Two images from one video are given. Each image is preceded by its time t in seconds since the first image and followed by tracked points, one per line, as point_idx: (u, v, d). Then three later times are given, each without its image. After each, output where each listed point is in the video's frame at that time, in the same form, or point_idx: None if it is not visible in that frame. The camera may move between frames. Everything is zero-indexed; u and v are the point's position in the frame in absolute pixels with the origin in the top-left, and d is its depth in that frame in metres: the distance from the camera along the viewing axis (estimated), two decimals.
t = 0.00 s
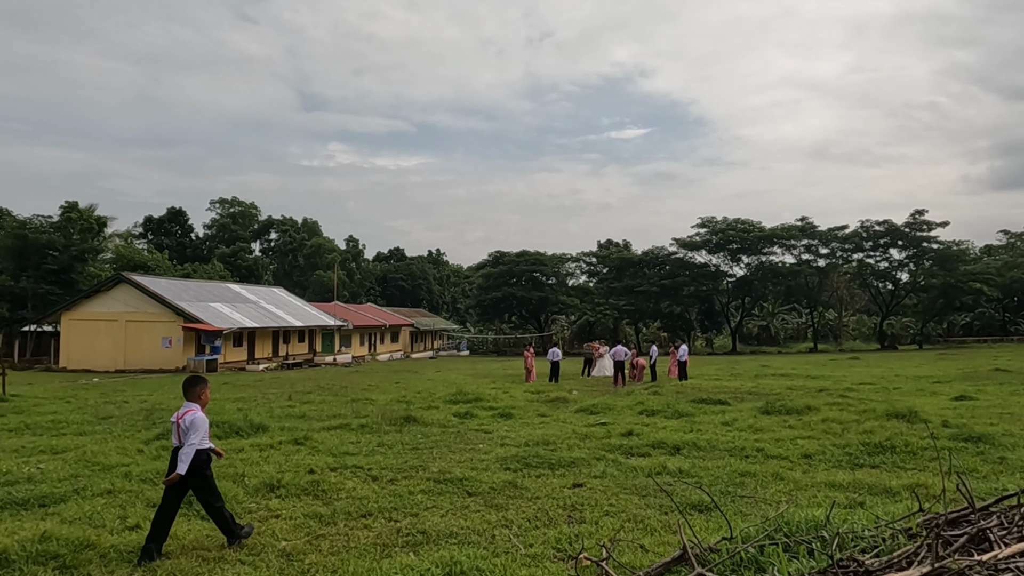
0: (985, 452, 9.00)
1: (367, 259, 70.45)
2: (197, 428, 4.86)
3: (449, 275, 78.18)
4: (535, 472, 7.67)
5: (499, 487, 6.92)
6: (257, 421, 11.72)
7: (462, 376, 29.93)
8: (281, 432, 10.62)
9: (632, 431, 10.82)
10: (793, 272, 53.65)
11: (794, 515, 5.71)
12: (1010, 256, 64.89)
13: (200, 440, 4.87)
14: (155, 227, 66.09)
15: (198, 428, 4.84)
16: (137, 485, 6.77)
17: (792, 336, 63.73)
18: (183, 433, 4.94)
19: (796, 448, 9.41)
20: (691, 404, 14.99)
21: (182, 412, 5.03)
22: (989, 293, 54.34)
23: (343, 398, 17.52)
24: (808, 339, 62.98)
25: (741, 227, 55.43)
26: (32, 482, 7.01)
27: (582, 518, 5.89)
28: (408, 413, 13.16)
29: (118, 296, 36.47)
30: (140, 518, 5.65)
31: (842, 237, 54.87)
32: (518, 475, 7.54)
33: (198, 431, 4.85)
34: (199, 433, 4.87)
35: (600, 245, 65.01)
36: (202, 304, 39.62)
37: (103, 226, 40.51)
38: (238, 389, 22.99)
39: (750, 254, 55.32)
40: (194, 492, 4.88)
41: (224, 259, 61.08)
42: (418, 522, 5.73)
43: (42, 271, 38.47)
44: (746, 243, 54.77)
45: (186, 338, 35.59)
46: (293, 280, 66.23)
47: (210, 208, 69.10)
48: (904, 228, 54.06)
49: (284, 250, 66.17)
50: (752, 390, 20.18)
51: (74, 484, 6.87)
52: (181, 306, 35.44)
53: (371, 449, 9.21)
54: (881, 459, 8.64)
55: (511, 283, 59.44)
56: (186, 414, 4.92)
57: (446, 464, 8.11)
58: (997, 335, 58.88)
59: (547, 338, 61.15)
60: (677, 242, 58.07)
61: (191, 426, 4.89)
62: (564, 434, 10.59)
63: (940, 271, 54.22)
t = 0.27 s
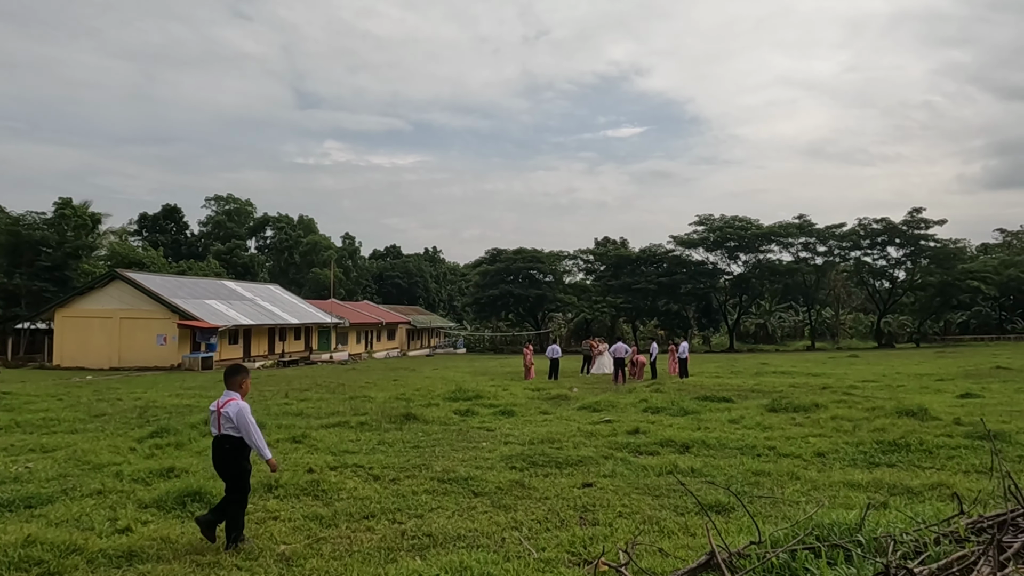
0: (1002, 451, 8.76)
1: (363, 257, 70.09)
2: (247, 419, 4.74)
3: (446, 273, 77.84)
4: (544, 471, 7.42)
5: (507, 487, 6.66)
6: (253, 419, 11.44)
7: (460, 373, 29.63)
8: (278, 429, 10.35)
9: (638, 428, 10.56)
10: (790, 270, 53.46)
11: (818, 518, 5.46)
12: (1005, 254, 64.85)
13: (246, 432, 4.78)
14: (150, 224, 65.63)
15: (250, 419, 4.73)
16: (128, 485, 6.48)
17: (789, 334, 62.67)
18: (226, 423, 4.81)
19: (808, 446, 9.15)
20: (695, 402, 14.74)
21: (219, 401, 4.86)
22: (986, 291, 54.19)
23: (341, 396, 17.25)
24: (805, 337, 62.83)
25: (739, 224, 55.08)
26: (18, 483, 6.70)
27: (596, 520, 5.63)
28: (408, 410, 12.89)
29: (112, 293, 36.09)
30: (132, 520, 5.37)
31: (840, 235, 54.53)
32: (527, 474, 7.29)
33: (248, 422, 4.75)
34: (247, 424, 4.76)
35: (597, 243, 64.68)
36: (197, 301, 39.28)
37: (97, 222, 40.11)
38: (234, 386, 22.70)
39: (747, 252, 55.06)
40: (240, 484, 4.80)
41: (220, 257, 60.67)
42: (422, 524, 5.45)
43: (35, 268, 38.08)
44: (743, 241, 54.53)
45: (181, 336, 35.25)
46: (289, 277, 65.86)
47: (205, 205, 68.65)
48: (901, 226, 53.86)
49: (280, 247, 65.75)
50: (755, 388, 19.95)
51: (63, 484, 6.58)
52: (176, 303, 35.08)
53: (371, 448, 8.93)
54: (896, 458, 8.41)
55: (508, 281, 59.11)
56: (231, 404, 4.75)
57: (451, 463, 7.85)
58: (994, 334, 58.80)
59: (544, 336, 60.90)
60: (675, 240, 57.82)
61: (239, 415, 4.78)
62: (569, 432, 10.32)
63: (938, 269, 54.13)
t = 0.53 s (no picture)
0: (1018, 449, 8.56)
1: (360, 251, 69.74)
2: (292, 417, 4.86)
3: (443, 268, 77.51)
4: (552, 470, 7.21)
5: (514, 486, 6.43)
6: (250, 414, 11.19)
7: (457, 368, 29.38)
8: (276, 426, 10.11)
9: (644, 425, 10.33)
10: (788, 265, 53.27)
11: (840, 523, 5.25)
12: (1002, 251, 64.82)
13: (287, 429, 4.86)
14: (146, 218, 65.18)
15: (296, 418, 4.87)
16: (120, 484, 6.22)
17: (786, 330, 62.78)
18: (266, 418, 4.84)
19: (819, 444, 8.92)
20: (698, 397, 14.51)
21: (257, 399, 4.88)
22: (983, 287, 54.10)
23: (338, 391, 17.00)
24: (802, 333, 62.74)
25: (736, 220, 54.81)
26: (6, 482, 6.45)
27: (609, 522, 5.39)
28: (407, 406, 12.64)
29: (106, 287, 35.74)
30: (123, 522, 5.12)
31: (837, 231, 54.19)
32: (534, 472, 7.06)
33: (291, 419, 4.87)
34: (293, 421, 4.86)
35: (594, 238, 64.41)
36: (192, 295, 38.96)
37: (91, 215, 39.74)
38: (229, 381, 22.46)
39: (745, 247, 54.85)
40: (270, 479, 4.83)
41: (215, 251, 60.28)
42: (428, 527, 5.21)
43: (29, 261, 37.72)
44: (741, 237, 54.28)
45: (176, 330, 34.94)
46: (285, 272, 65.51)
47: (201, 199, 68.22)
48: (899, 222, 53.69)
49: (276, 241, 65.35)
50: (756, 384, 19.75)
51: (53, 483, 6.32)
52: (171, 297, 34.76)
53: (372, 445, 8.68)
54: (911, 456, 8.19)
55: (505, 276, 58.83)
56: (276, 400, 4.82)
57: (455, 462, 7.62)
58: (991, 330, 58.77)
59: (540, 331, 60.69)
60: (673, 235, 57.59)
61: (280, 412, 4.88)
62: (574, 429, 10.08)
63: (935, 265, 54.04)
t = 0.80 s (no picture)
0: None
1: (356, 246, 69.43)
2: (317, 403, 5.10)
3: (439, 263, 77.24)
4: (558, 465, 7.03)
5: (519, 483, 6.24)
6: (247, 409, 10.98)
7: (455, 363, 29.18)
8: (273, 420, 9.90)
9: (648, 420, 10.14)
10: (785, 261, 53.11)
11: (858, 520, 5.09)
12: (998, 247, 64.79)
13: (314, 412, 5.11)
14: (141, 211, 64.69)
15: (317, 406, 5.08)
16: (110, 481, 5.99)
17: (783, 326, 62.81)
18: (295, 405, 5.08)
19: (828, 439, 8.75)
20: (701, 392, 14.31)
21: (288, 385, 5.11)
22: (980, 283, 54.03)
23: (335, 386, 16.79)
24: (799, 329, 62.67)
25: (734, 215, 54.57)
26: None
27: (619, 520, 5.20)
28: (406, 401, 12.44)
29: (101, 281, 35.43)
30: (113, 521, 4.90)
31: (834, 226, 53.93)
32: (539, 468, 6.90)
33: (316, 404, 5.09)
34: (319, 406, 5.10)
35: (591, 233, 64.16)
36: (188, 289, 38.69)
37: (86, 209, 39.39)
38: (225, 376, 22.23)
39: (742, 243, 54.67)
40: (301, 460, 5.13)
41: (211, 245, 59.90)
42: (431, 524, 5.01)
43: (22, 255, 37.39)
44: (738, 232, 54.09)
45: (172, 324, 34.67)
46: (281, 266, 65.18)
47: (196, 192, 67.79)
48: (896, 217, 53.58)
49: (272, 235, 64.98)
50: (757, 379, 19.59)
51: (41, 479, 6.09)
52: (166, 291, 34.47)
53: (371, 440, 8.48)
54: (923, 452, 8.01)
55: (502, 271, 58.61)
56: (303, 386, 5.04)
57: (460, 456, 7.43)
58: (988, 326, 58.70)
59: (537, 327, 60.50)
60: (670, 230, 57.39)
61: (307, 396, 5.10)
62: (577, 424, 9.90)
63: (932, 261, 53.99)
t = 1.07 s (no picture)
0: None
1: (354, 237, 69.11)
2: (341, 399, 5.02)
3: (437, 255, 76.99)
4: (560, 463, 6.83)
5: (520, 482, 6.01)
6: (240, 402, 10.75)
7: (452, 356, 28.97)
8: (266, 414, 9.67)
9: (650, 416, 9.93)
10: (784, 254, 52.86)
11: (874, 524, 4.89)
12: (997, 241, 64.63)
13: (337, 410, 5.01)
14: (137, 202, 64.19)
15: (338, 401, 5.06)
16: (95, 479, 5.77)
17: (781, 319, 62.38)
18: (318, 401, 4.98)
19: (835, 436, 8.55)
20: (702, 387, 14.11)
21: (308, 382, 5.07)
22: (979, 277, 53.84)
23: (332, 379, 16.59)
24: (797, 322, 62.49)
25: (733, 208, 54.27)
26: None
27: (625, 523, 4.98)
28: (404, 395, 12.22)
29: (96, 272, 35.15)
30: (94, 522, 4.68)
31: (834, 219, 53.74)
32: (542, 466, 6.69)
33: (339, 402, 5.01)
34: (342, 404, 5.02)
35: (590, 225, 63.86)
36: (184, 280, 38.42)
37: (82, 199, 39.07)
38: (221, 368, 22.03)
39: (741, 236, 54.41)
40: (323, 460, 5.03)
41: (208, 236, 59.55)
42: (428, 527, 4.79)
43: (17, 245, 37.11)
44: (738, 225, 53.84)
45: (168, 316, 34.42)
46: (279, 258, 64.88)
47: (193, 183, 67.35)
48: (896, 211, 53.34)
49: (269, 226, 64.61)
50: (757, 372, 19.40)
51: (23, 477, 5.86)
52: (162, 282, 34.20)
53: (367, 436, 8.26)
54: (933, 450, 7.80)
55: (501, 263, 58.33)
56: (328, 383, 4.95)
57: (460, 454, 7.22)
58: (986, 320, 58.61)
59: (535, 319, 60.28)
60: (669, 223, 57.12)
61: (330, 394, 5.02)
62: (578, 419, 9.69)
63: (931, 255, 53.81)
